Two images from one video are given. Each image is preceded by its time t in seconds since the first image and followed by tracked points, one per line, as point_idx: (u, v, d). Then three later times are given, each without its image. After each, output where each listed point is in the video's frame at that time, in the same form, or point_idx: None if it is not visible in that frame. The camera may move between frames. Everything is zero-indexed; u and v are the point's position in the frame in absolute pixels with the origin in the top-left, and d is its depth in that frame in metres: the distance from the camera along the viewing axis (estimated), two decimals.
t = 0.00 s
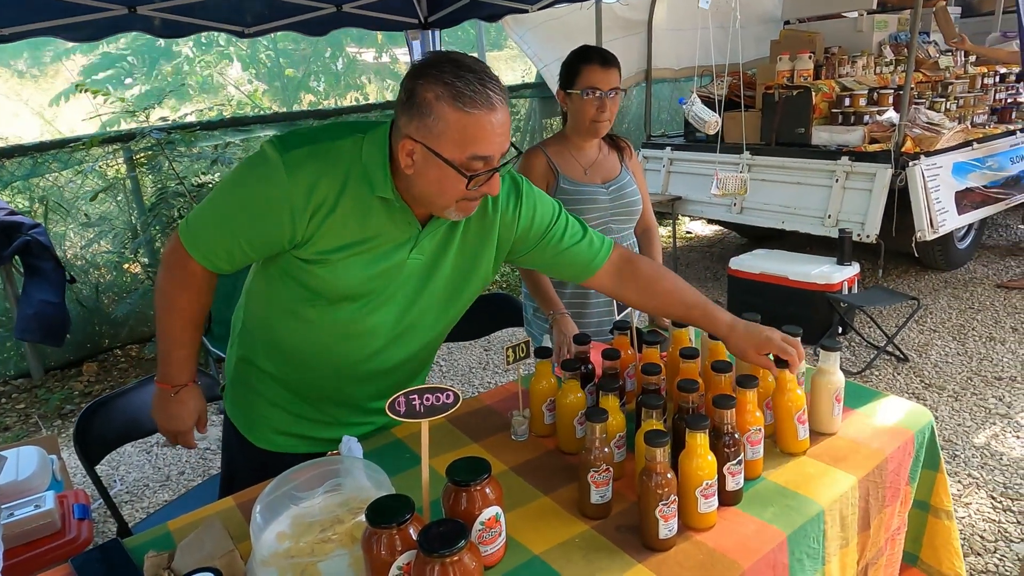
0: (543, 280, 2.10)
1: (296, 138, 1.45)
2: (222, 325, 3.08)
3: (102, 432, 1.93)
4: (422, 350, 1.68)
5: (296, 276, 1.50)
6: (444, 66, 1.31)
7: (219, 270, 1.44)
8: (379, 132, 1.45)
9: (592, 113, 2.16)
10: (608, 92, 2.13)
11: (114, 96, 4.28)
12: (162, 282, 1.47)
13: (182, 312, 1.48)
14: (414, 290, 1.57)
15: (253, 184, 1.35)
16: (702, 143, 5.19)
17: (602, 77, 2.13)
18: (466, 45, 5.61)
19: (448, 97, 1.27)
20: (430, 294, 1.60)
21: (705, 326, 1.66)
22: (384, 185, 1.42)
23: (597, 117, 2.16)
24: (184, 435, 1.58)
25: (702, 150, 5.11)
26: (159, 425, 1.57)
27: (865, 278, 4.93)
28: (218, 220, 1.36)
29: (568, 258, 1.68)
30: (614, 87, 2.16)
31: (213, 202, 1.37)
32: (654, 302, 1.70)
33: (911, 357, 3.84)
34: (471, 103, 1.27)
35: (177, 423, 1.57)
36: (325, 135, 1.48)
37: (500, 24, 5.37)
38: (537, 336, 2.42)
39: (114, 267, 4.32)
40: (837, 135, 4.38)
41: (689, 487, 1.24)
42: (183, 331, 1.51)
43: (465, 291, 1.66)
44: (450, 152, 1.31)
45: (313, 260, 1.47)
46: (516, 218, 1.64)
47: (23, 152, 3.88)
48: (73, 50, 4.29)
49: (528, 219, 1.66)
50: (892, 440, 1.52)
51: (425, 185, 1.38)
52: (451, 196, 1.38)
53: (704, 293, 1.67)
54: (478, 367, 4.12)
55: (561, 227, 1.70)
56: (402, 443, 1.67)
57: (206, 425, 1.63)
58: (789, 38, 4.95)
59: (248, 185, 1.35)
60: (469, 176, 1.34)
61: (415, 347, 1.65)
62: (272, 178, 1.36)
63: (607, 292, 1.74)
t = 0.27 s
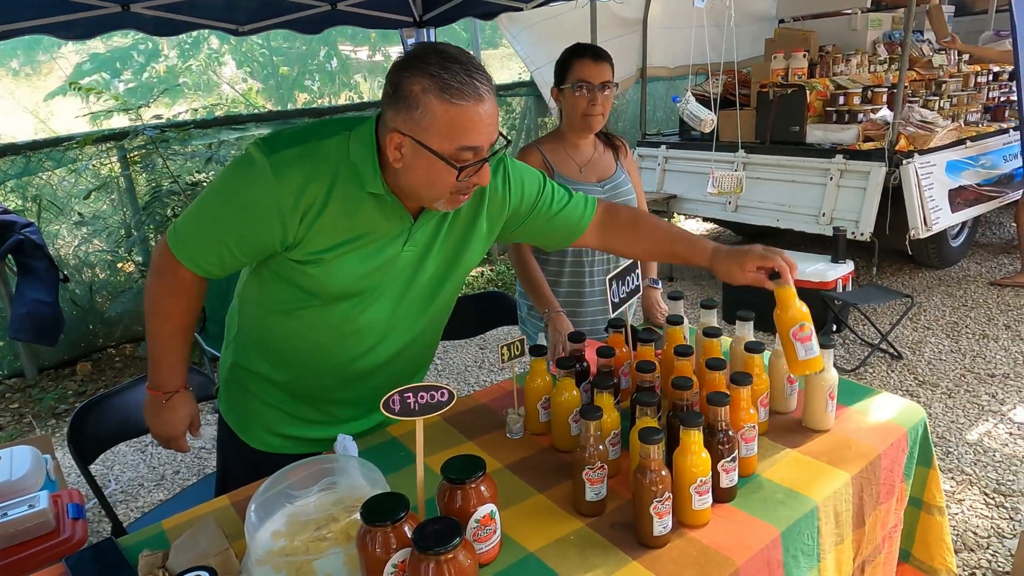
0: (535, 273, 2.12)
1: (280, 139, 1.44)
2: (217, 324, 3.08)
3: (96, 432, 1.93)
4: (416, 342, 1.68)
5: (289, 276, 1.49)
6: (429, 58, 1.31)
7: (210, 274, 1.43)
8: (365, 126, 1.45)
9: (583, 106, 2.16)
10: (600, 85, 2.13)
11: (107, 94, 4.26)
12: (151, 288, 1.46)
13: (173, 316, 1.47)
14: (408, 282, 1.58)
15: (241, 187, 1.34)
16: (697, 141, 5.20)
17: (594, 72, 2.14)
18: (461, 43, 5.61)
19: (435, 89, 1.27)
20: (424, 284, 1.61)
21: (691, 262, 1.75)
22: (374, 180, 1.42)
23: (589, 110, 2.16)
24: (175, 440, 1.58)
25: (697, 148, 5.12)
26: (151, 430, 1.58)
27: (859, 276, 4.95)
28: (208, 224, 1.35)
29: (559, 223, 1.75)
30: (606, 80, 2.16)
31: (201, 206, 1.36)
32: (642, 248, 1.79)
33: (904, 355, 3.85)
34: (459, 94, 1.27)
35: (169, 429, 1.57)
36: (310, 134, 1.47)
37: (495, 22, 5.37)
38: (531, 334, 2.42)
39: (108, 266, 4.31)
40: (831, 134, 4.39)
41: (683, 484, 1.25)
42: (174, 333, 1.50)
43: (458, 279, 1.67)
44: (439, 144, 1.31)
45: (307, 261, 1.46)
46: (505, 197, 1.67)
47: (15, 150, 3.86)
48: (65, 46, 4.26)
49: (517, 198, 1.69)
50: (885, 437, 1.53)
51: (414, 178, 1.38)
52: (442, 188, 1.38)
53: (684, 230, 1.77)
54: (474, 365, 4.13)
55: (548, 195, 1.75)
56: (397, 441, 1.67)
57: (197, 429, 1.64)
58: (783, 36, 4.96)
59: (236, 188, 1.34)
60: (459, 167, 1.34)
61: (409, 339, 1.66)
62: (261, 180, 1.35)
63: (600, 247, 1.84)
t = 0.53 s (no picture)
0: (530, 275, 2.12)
1: (265, 139, 1.44)
2: (212, 324, 3.07)
3: (90, 432, 1.92)
4: (413, 332, 1.68)
5: (284, 274, 1.49)
6: (410, 42, 1.31)
7: (206, 281, 1.42)
8: (349, 119, 1.46)
9: (575, 104, 2.16)
10: (592, 83, 2.13)
11: (101, 93, 4.24)
12: (146, 298, 1.46)
13: (167, 323, 1.46)
14: (404, 271, 1.58)
15: (231, 188, 1.34)
16: (692, 139, 5.21)
17: (585, 68, 2.13)
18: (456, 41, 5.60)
19: (420, 71, 1.28)
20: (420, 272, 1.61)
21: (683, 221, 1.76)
22: (362, 170, 1.42)
23: (580, 107, 2.16)
24: (182, 455, 1.55)
25: (692, 147, 5.13)
26: (156, 448, 1.55)
27: (853, 274, 4.96)
28: (201, 228, 1.35)
29: (550, 197, 1.76)
30: (598, 78, 2.16)
31: (193, 212, 1.36)
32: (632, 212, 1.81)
33: (898, 353, 3.87)
34: (444, 74, 1.28)
35: (175, 443, 1.54)
36: (294, 134, 1.48)
37: (490, 21, 5.36)
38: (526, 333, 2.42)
39: (102, 265, 4.30)
40: (826, 132, 4.40)
41: (678, 482, 1.25)
42: (167, 340, 1.49)
43: (454, 266, 1.67)
44: (428, 128, 1.31)
45: (302, 257, 1.46)
46: (493, 174, 1.68)
47: (8, 149, 3.83)
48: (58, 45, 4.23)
49: (505, 177, 1.71)
50: (879, 434, 1.54)
51: (405, 164, 1.37)
52: (434, 172, 1.37)
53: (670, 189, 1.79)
54: (470, 364, 4.12)
55: (536, 168, 1.77)
56: (392, 440, 1.67)
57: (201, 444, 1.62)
58: (778, 36, 4.97)
59: (227, 190, 1.34)
60: (451, 149, 1.34)
61: (405, 331, 1.65)
62: (251, 180, 1.35)
63: (593, 216, 1.86)
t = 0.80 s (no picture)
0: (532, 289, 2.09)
1: (273, 134, 1.44)
2: (207, 323, 3.06)
3: (83, 432, 1.91)
4: (410, 339, 1.67)
5: (281, 270, 1.48)
6: (425, 52, 1.30)
7: (202, 268, 1.42)
8: (358, 122, 1.45)
9: (567, 101, 2.17)
10: (584, 80, 2.13)
11: (94, 91, 4.21)
12: (142, 283, 1.45)
13: (162, 309, 1.46)
14: (403, 277, 1.57)
15: (232, 180, 1.34)
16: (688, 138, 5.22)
17: (576, 66, 2.13)
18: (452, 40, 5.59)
19: (434, 83, 1.27)
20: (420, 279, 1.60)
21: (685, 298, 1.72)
22: (367, 174, 1.42)
23: (573, 105, 2.16)
24: (169, 437, 1.54)
25: (688, 145, 5.13)
26: (144, 429, 1.54)
27: (848, 272, 4.97)
28: (199, 216, 1.35)
29: (551, 235, 1.72)
30: (591, 74, 2.16)
31: (193, 199, 1.36)
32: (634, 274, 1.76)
33: (893, 350, 3.88)
34: (457, 87, 1.27)
35: (162, 425, 1.53)
36: (303, 132, 1.47)
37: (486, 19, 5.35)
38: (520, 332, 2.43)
39: (97, 265, 4.28)
40: (821, 131, 4.41)
41: (673, 480, 1.25)
42: (165, 331, 1.49)
43: (455, 278, 1.66)
44: (436, 138, 1.31)
45: (300, 254, 1.46)
46: (496, 200, 1.65)
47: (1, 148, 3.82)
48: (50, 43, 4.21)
49: (510, 204, 1.68)
50: (873, 432, 1.54)
51: (411, 173, 1.37)
52: (437, 182, 1.38)
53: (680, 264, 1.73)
54: (466, 363, 4.12)
55: (541, 204, 1.72)
56: (387, 439, 1.67)
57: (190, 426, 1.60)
58: (773, 34, 4.98)
59: (228, 181, 1.34)
60: (457, 161, 1.34)
61: (401, 339, 1.64)
62: (253, 174, 1.35)
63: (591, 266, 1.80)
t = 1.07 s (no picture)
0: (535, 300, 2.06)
1: (283, 136, 1.44)
2: (203, 322, 3.06)
3: (79, 432, 1.91)
4: (409, 344, 1.67)
5: (283, 273, 1.49)
6: (444, 65, 1.31)
7: (202, 266, 1.42)
8: (368, 130, 1.45)
9: (562, 102, 2.17)
10: (579, 80, 2.13)
11: (88, 90, 4.19)
12: (141, 276, 1.44)
13: (159, 305, 1.46)
14: (404, 285, 1.57)
15: (239, 180, 1.34)
16: (684, 137, 5.22)
17: (571, 66, 2.13)
18: (447, 39, 5.59)
19: (453, 95, 1.28)
20: (421, 287, 1.60)
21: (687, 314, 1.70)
22: (375, 182, 1.41)
23: (567, 105, 2.18)
24: (157, 430, 1.56)
25: (684, 144, 5.14)
26: (133, 421, 1.56)
27: (844, 271, 4.99)
28: (203, 214, 1.34)
29: (552, 251, 1.70)
30: (585, 75, 2.16)
31: (198, 195, 1.35)
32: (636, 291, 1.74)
33: (888, 349, 3.89)
34: (476, 101, 1.28)
35: (150, 417, 1.55)
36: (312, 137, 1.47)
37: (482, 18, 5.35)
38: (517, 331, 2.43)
39: (92, 265, 4.28)
40: (816, 130, 4.43)
41: (669, 478, 1.26)
42: (158, 327, 1.49)
43: (456, 285, 1.66)
44: (451, 149, 1.31)
45: (302, 258, 1.46)
46: (501, 212, 1.64)
47: None
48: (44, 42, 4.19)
49: (515, 218, 1.68)
50: (868, 430, 1.55)
51: (422, 183, 1.37)
52: (450, 194, 1.38)
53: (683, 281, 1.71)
54: (462, 362, 4.12)
55: (544, 220, 1.71)
56: (384, 438, 1.68)
57: (177, 419, 1.63)
58: (768, 33, 4.99)
59: (235, 181, 1.34)
60: (471, 173, 1.35)
61: (399, 344, 1.65)
62: (261, 175, 1.35)
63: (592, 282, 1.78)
